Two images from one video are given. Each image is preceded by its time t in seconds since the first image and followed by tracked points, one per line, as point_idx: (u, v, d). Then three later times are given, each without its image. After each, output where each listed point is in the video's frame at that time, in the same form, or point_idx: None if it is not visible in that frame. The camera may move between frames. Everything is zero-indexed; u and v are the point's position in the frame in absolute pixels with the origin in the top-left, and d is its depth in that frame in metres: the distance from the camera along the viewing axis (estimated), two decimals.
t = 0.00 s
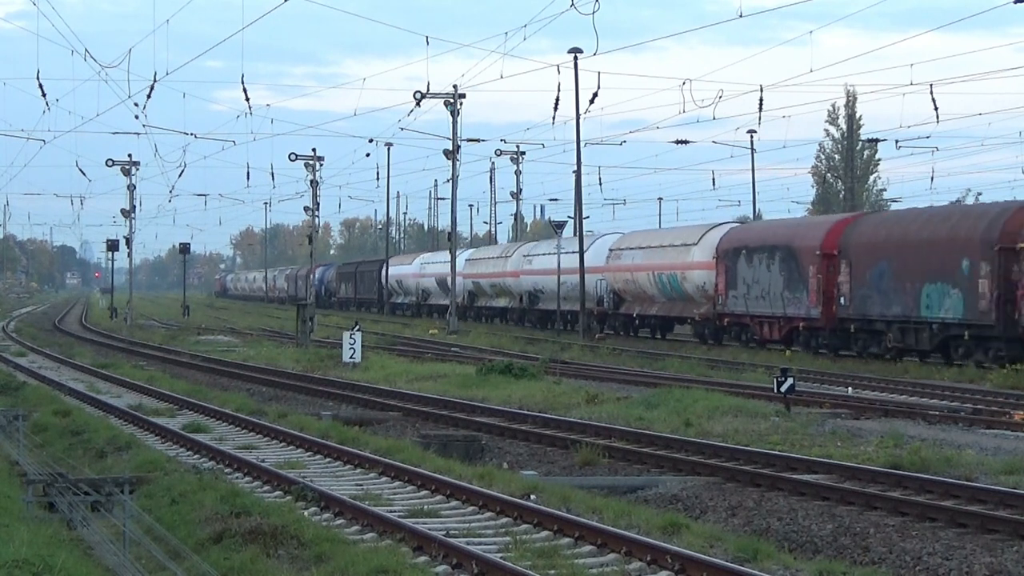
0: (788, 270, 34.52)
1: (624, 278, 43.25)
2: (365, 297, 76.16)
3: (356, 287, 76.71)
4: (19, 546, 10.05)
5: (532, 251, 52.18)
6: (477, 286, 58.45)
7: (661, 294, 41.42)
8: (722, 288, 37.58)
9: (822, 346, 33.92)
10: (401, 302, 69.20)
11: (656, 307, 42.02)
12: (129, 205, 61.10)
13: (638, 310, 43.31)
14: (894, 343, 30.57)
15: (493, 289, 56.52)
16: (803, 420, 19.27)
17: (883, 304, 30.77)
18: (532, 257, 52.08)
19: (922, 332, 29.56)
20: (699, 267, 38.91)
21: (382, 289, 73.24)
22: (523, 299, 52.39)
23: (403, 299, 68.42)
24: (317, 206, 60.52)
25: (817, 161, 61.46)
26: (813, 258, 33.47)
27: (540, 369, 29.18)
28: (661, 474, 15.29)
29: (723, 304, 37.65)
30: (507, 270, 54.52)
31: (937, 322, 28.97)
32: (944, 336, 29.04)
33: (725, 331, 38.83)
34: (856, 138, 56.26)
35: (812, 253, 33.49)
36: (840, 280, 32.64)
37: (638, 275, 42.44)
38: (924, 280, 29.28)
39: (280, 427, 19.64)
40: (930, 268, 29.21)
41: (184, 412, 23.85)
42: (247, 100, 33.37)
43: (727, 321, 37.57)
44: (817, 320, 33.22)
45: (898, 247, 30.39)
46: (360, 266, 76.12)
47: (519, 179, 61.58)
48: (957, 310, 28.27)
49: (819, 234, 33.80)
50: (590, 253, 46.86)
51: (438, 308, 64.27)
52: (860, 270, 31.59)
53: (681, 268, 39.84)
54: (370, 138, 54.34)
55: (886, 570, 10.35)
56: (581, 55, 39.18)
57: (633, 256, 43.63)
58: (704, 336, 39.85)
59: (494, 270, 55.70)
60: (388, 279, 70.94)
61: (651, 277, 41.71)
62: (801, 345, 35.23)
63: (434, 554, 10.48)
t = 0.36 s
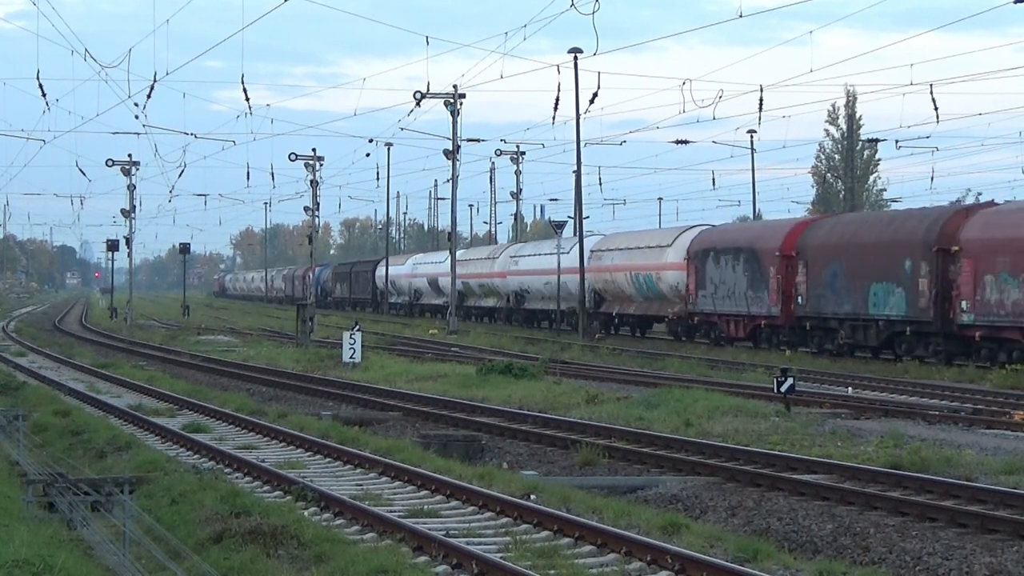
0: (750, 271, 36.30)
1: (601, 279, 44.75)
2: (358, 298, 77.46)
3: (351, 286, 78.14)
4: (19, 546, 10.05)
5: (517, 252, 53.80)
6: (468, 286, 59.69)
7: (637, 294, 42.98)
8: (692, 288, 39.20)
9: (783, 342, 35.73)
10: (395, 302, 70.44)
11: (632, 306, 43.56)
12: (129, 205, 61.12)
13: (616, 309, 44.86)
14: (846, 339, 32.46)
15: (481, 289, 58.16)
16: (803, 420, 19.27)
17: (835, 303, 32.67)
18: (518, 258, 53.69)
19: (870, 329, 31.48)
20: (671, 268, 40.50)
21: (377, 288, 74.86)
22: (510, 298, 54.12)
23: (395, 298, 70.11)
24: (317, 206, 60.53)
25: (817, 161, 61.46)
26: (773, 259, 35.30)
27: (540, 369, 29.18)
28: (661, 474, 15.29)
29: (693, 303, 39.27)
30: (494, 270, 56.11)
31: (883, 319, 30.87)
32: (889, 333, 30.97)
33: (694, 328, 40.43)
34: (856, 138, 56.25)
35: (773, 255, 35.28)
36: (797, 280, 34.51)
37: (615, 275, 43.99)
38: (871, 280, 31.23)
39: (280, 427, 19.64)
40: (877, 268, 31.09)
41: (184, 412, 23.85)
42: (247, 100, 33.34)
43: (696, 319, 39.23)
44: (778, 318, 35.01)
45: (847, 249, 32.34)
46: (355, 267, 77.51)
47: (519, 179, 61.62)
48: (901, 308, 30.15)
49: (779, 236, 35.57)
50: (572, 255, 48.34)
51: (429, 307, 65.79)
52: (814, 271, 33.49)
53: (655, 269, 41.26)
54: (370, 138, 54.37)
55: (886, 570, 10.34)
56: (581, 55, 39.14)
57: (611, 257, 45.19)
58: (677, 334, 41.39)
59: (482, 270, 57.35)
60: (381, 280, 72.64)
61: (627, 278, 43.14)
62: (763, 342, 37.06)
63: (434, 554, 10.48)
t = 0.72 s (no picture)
0: (718, 271, 38.08)
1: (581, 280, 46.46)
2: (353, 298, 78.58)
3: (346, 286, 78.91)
4: (19, 546, 10.05)
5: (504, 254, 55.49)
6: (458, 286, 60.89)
7: (616, 293, 44.78)
8: (666, 287, 40.95)
9: (747, 339, 37.54)
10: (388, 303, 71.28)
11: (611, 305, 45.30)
12: (129, 204, 61.16)
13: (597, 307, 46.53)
14: (802, 336, 34.32)
15: (471, 288, 59.67)
16: (803, 420, 19.27)
17: (792, 302, 34.53)
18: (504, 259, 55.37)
19: (824, 327, 33.35)
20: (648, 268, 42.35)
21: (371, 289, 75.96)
22: (497, 298, 55.71)
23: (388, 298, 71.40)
24: (317, 206, 60.53)
25: (817, 161, 61.45)
26: (738, 260, 37.10)
27: (540, 369, 29.19)
28: (661, 474, 15.29)
29: (667, 302, 40.95)
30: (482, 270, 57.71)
31: (834, 318, 32.76)
32: (841, 330, 32.85)
33: (670, 326, 42.05)
34: (856, 138, 56.25)
35: (737, 256, 37.04)
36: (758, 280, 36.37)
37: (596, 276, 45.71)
38: (823, 280, 33.10)
39: (280, 427, 19.64)
40: (829, 270, 32.96)
41: (184, 412, 23.85)
42: (247, 100, 33.34)
43: (670, 318, 40.90)
44: (742, 316, 36.78)
45: (803, 251, 34.21)
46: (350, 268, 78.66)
47: (519, 179, 61.64)
48: (850, 307, 32.01)
49: (744, 238, 37.36)
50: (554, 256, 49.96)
51: (423, 306, 66.79)
52: (773, 271, 35.35)
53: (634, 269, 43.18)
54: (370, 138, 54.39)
55: (886, 570, 10.34)
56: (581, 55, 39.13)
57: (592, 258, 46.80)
58: (654, 331, 43.09)
59: (471, 270, 58.93)
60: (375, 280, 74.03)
61: (608, 278, 45.03)
62: (729, 339, 38.88)
63: (434, 554, 10.48)
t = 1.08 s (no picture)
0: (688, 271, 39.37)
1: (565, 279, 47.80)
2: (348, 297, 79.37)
3: (343, 286, 79.63)
4: (19, 546, 10.05)
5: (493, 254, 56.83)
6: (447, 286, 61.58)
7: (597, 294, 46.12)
8: (641, 287, 42.21)
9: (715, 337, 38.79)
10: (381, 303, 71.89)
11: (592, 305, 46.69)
12: (130, 204, 61.24)
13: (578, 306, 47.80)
14: (764, 334, 35.66)
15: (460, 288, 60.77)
16: (803, 420, 19.27)
17: (753, 301, 35.88)
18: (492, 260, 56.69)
19: (783, 325, 34.71)
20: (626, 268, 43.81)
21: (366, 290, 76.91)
22: (485, 298, 56.82)
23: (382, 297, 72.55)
24: (317, 206, 60.55)
25: (817, 161, 61.45)
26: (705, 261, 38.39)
27: (540, 369, 29.19)
28: (661, 474, 15.29)
29: (643, 302, 42.16)
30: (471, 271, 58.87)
31: (792, 316, 34.10)
32: (798, 328, 34.19)
33: (648, 325, 43.17)
34: (856, 138, 56.23)
35: (705, 257, 38.30)
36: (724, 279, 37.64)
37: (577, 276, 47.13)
38: (782, 281, 34.45)
39: (280, 427, 19.64)
40: (787, 270, 34.32)
41: (184, 412, 23.85)
42: (247, 100, 33.37)
43: (646, 317, 42.09)
44: (709, 315, 38.07)
45: (764, 252, 35.56)
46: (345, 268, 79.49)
47: (519, 179, 61.63)
48: (806, 305, 33.36)
49: (712, 239, 38.63)
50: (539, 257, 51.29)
51: (424, 307, 66.79)
52: (736, 271, 36.71)
53: (614, 270, 44.63)
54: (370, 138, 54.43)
55: (886, 570, 10.35)
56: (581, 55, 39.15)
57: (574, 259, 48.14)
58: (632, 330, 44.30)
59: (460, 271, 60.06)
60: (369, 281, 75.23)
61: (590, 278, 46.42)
62: (700, 337, 40.21)
63: (435, 554, 10.48)
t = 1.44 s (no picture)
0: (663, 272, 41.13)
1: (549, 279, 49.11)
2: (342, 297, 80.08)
3: (339, 286, 80.42)
4: (19, 546, 10.05)
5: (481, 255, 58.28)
6: (437, 286, 62.53)
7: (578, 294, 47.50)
8: (621, 287, 43.91)
9: (688, 335, 40.58)
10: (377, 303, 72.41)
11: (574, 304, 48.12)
12: (129, 204, 61.28)
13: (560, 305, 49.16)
14: (731, 332, 37.50)
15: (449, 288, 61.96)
16: (803, 420, 19.27)
17: (720, 300, 37.74)
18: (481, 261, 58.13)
19: (748, 322, 36.56)
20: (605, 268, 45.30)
21: (360, 290, 77.60)
22: (473, 297, 58.18)
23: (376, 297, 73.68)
24: (317, 206, 60.55)
25: (817, 161, 61.46)
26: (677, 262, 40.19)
27: (540, 369, 29.19)
28: (661, 474, 15.29)
29: (623, 301, 43.84)
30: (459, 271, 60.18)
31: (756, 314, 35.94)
32: (762, 325, 36.05)
33: (628, 323, 44.86)
34: (856, 138, 56.22)
35: (678, 258, 39.99)
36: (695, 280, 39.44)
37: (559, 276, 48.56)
38: (746, 281, 36.32)
39: (280, 427, 19.64)
40: (751, 270, 36.18)
41: (184, 412, 23.85)
42: (247, 99, 33.39)
43: (625, 315, 43.85)
44: (682, 314, 39.82)
45: (730, 254, 37.42)
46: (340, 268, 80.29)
47: (519, 179, 61.63)
48: (767, 304, 35.23)
49: (684, 241, 40.43)
50: (524, 258, 52.80)
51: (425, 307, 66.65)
52: (704, 272, 38.54)
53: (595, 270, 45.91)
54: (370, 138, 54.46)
55: (886, 570, 10.35)
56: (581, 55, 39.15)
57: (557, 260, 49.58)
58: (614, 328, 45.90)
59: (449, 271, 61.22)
60: (364, 282, 76.31)
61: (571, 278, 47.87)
62: (674, 334, 42.02)
63: (434, 554, 10.48)
